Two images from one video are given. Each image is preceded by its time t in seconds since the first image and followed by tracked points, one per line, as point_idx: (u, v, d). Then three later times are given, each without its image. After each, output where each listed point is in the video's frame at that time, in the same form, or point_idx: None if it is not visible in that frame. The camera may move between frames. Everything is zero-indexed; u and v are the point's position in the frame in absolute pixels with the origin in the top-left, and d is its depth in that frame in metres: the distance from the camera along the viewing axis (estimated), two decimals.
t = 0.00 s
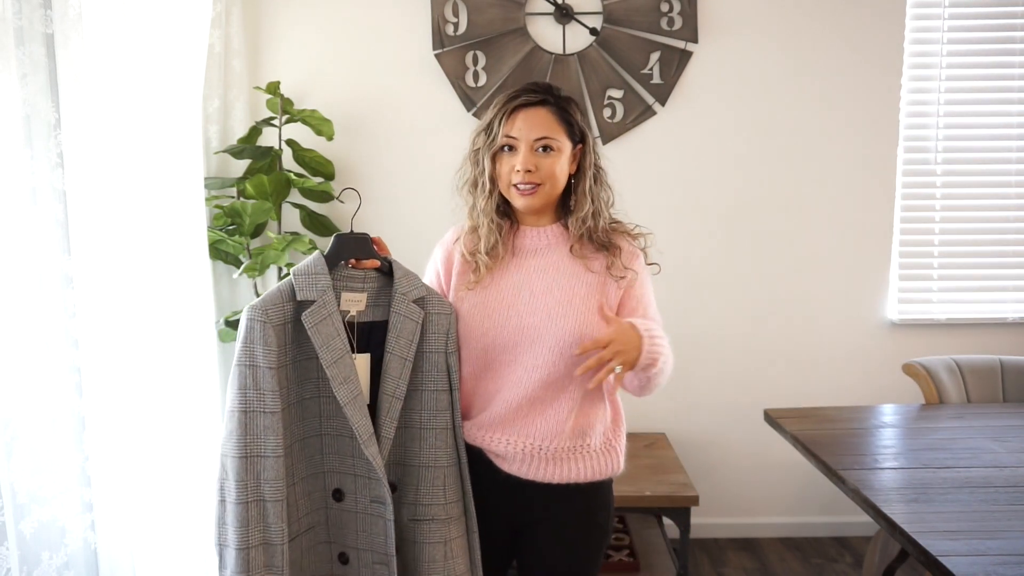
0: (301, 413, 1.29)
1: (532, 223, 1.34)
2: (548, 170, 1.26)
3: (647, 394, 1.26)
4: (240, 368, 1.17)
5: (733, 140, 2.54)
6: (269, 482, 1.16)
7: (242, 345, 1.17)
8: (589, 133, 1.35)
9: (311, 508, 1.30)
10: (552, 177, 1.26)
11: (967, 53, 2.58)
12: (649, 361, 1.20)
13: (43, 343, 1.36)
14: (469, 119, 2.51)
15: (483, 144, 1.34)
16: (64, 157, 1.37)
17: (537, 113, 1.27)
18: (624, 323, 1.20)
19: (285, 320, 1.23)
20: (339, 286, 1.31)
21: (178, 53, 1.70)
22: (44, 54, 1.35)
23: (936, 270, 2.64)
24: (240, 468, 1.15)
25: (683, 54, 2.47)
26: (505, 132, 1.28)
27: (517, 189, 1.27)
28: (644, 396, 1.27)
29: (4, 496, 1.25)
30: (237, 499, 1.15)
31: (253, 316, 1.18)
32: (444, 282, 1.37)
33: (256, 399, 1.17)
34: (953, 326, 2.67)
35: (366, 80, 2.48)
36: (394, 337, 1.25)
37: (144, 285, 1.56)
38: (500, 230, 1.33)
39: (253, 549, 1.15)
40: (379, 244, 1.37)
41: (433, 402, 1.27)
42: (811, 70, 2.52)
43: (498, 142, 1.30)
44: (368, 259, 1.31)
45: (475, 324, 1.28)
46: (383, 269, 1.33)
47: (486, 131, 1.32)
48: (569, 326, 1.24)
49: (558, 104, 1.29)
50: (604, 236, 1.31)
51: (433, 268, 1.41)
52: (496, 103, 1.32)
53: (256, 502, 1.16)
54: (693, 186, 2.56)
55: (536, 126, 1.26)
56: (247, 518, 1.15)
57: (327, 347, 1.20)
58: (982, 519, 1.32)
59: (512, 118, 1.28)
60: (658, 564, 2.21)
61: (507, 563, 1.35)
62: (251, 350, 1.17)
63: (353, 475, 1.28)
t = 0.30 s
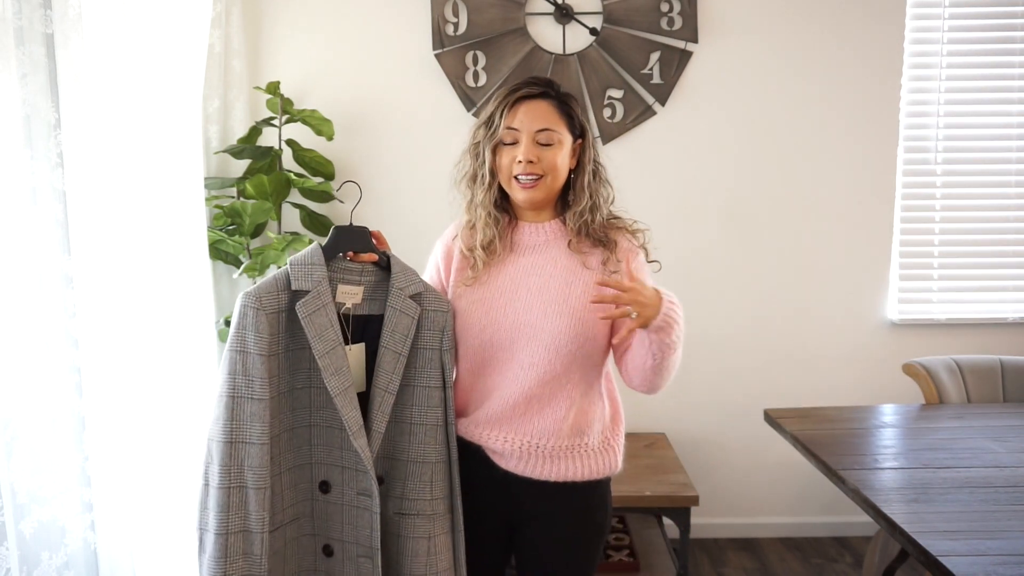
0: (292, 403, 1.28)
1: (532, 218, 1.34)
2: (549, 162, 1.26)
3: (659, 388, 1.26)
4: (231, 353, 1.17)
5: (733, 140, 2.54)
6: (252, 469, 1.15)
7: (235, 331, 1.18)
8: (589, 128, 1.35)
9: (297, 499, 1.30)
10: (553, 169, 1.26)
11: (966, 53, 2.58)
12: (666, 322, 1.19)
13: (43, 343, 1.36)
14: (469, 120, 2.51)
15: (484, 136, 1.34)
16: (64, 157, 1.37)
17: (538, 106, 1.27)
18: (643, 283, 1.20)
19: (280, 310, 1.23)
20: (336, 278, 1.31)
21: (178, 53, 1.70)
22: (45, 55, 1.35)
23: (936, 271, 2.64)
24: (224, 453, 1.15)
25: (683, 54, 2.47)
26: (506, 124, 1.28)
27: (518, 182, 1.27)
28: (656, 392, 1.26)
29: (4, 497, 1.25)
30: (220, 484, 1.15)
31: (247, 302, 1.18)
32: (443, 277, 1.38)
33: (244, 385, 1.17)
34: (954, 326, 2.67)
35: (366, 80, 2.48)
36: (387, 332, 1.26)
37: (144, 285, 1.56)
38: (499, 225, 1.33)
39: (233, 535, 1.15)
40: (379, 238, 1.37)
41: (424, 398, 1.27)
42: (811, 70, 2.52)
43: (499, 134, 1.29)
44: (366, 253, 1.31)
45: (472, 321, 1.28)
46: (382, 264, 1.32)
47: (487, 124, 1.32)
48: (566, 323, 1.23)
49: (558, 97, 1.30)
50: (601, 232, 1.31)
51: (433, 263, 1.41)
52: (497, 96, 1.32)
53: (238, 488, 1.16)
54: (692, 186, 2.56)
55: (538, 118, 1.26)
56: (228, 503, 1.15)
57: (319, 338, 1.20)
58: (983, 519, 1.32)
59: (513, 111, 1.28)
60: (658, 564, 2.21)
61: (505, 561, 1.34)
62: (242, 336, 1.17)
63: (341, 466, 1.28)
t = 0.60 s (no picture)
0: (294, 422, 1.29)
1: (544, 222, 1.34)
2: (562, 163, 1.25)
3: (660, 401, 1.30)
4: (228, 377, 1.17)
5: (733, 140, 2.54)
6: (250, 489, 1.16)
7: (232, 355, 1.18)
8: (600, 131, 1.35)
9: (306, 516, 1.30)
10: (566, 171, 1.26)
11: (966, 53, 2.58)
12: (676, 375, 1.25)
13: (43, 343, 1.36)
14: (470, 119, 2.51)
15: (495, 140, 1.34)
16: (64, 157, 1.37)
17: (549, 107, 1.27)
18: (660, 339, 1.24)
19: (276, 331, 1.23)
20: (333, 296, 1.30)
21: (177, 53, 1.70)
22: (44, 54, 1.35)
23: (936, 271, 2.64)
24: (222, 474, 1.16)
25: (683, 54, 2.47)
26: (517, 126, 1.28)
27: (531, 184, 1.27)
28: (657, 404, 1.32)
29: (4, 496, 1.25)
30: (221, 504, 1.15)
31: (243, 326, 1.18)
32: (452, 282, 1.37)
33: (241, 407, 1.17)
34: (953, 326, 2.67)
35: (366, 80, 2.48)
36: (389, 347, 1.26)
37: (144, 285, 1.56)
38: (512, 229, 1.33)
39: (233, 553, 1.15)
40: (377, 253, 1.37)
41: (429, 412, 1.27)
42: (811, 70, 2.52)
43: (510, 137, 1.29)
44: (363, 271, 1.30)
45: (483, 324, 1.27)
46: (379, 279, 1.32)
47: (498, 127, 1.32)
48: (580, 328, 1.24)
49: (569, 99, 1.30)
50: (615, 238, 1.31)
51: (438, 271, 1.41)
52: (507, 99, 1.32)
53: (238, 508, 1.16)
54: (693, 187, 2.55)
55: (549, 120, 1.26)
56: (228, 522, 1.15)
57: (314, 358, 1.21)
58: (983, 519, 1.32)
59: (524, 113, 1.28)
60: (658, 564, 2.21)
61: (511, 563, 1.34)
62: (239, 359, 1.17)
63: (345, 485, 1.27)
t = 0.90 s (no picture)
0: (307, 434, 1.29)
1: (539, 223, 1.34)
2: (553, 161, 1.25)
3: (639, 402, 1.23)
4: (240, 394, 1.16)
5: (733, 140, 2.53)
6: (270, 503, 1.16)
7: (242, 371, 1.17)
8: (595, 130, 1.35)
9: (325, 527, 1.31)
10: (557, 169, 1.25)
11: (967, 53, 2.57)
12: (621, 376, 1.17)
13: (43, 343, 1.36)
14: (469, 119, 2.51)
15: (489, 140, 1.35)
16: (64, 157, 1.37)
17: (541, 106, 1.27)
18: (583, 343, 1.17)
19: (284, 345, 1.23)
20: (337, 307, 1.29)
21: (177, 53, 1.70)
22: (44, 54, 1.35)
23: (936, 271, 2.64)
24: (241, 490, 1.15)
25: (683, 54, 2.47)
26: (509, 126, 1.28)
27: (523, 182, 1.26)
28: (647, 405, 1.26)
29: (4, 496, 1.25)
30: (240, 520, 1.15)
31: (252, 342, 1.18)
32: (449, 286, 1.37)
33: (255, 422, 1.16)
34: (953, 326, 2.67)
35: (366, 80, 2.48)
36: (396, 354, 1.25)
37: (144, 285, 1.56)
38: (506, 229, 1.34)
39: (257, 567, 1.15)
40: (379, 262, 1.38)
41: (439, 416, 1.28)
42: (811, 70, 2.52)
43: (503, 137, 1.30)
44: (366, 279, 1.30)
45: (478, 327, 1.28)
46: (382, 287, 1.32)
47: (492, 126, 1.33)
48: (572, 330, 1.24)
49: (562, 99, 1.30)
50: (610, 238, 1.31)
51: (436, 275, 1.41)
52: (500, 99, 1.32)
53: (258, 522, 1.15)
54: (693, 187, 2.55)
55: (540, 118, 1.26)
56: (251, 537, 1.15)
57: (323, 370, 1.20)
58: (983, 519, 1.32)
59: (516, 112, 1.28)
60: (658, 564, 2.21)
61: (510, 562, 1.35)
62: (250, 376, 1.16)
63: (361, 496, 1.26)
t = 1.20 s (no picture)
0: (309, 437, 1.29)
1: (530, 222, 1.34)
2: (546, 161, 1.25)
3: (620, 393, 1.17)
4: (245, 398, 1.16)
5: (733, 140, 2.54)
6: (278, 508, 1.15)
7: (247, 375, 1.17)
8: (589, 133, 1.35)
9: (327, 532, 1.31)
10: (550, 169, 1.25)
11: (966, 53, 2.58)
12: (595, 330, 1.10)
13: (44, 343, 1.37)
14: (469, 119, 2.51)
15: (484, 138, 1.35)
16: (65, 157, 1.37)
17: (535, 106, 1.27)
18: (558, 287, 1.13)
19: (287, 348, 1.23)
20: (338, 309, 1.29)
21: (177, 53, 1.70)
22: (44, 55, 1.36)
23: (936, 271, 2.64)
24: (248, 495, 1.15)
25: (683, 54, 2.47)
26: (503, 124, 1.28)
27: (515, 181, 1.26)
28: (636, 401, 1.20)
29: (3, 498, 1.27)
30: (248, 525, 1.15)
31: (256, 346, 1.17)
32: (443, 284, 1.37)
33: (262, 426, 1.16)
34: (954, 326, 2.67)
35: (366, 80, 2.48)
36: (396, 353, 1.27)
37: (144, 285, 1.56)
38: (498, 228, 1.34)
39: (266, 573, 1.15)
40: (376, 262, 1.37)
41: (436, 414, 1.29)
42: (811, 70, 2.52)
43: (497, 135, 1.29)
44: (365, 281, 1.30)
45: (471, 324, 1.28)
46: (381, 288, 1.32)
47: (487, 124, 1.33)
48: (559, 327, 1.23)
49: (557, 99, 1.30)
50: (599, 238, 1.30)
51: (431, 274, 1.41)
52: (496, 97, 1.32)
53: (266, 528, 1.15)
54: (693, 187, 2.55)
55: (535, 117, 1.26)
56: (258, 543, 1.14)
57: (328, 371, 1.20)
58: (983, 519, 1.32)
59: (511, 111, 1.28)
60: (658, 564, 2.21)
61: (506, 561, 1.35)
62: (255, 379, 1.17)
63: (364, 497, 1.28)
